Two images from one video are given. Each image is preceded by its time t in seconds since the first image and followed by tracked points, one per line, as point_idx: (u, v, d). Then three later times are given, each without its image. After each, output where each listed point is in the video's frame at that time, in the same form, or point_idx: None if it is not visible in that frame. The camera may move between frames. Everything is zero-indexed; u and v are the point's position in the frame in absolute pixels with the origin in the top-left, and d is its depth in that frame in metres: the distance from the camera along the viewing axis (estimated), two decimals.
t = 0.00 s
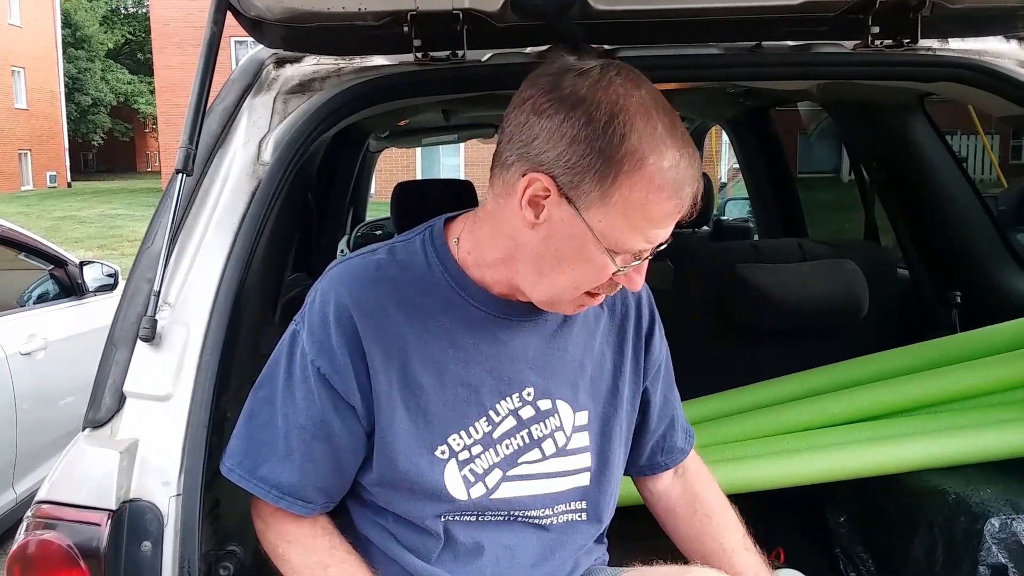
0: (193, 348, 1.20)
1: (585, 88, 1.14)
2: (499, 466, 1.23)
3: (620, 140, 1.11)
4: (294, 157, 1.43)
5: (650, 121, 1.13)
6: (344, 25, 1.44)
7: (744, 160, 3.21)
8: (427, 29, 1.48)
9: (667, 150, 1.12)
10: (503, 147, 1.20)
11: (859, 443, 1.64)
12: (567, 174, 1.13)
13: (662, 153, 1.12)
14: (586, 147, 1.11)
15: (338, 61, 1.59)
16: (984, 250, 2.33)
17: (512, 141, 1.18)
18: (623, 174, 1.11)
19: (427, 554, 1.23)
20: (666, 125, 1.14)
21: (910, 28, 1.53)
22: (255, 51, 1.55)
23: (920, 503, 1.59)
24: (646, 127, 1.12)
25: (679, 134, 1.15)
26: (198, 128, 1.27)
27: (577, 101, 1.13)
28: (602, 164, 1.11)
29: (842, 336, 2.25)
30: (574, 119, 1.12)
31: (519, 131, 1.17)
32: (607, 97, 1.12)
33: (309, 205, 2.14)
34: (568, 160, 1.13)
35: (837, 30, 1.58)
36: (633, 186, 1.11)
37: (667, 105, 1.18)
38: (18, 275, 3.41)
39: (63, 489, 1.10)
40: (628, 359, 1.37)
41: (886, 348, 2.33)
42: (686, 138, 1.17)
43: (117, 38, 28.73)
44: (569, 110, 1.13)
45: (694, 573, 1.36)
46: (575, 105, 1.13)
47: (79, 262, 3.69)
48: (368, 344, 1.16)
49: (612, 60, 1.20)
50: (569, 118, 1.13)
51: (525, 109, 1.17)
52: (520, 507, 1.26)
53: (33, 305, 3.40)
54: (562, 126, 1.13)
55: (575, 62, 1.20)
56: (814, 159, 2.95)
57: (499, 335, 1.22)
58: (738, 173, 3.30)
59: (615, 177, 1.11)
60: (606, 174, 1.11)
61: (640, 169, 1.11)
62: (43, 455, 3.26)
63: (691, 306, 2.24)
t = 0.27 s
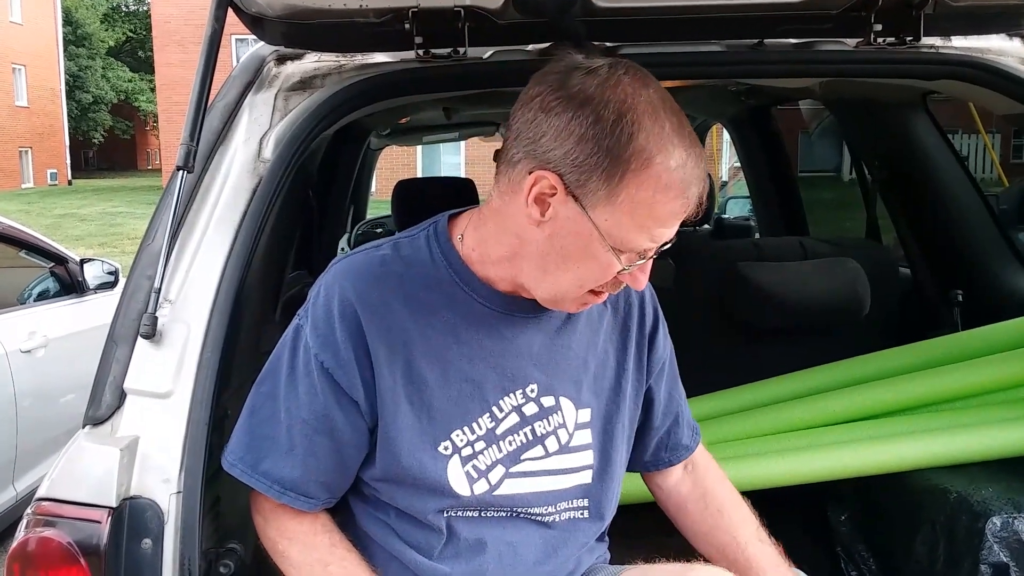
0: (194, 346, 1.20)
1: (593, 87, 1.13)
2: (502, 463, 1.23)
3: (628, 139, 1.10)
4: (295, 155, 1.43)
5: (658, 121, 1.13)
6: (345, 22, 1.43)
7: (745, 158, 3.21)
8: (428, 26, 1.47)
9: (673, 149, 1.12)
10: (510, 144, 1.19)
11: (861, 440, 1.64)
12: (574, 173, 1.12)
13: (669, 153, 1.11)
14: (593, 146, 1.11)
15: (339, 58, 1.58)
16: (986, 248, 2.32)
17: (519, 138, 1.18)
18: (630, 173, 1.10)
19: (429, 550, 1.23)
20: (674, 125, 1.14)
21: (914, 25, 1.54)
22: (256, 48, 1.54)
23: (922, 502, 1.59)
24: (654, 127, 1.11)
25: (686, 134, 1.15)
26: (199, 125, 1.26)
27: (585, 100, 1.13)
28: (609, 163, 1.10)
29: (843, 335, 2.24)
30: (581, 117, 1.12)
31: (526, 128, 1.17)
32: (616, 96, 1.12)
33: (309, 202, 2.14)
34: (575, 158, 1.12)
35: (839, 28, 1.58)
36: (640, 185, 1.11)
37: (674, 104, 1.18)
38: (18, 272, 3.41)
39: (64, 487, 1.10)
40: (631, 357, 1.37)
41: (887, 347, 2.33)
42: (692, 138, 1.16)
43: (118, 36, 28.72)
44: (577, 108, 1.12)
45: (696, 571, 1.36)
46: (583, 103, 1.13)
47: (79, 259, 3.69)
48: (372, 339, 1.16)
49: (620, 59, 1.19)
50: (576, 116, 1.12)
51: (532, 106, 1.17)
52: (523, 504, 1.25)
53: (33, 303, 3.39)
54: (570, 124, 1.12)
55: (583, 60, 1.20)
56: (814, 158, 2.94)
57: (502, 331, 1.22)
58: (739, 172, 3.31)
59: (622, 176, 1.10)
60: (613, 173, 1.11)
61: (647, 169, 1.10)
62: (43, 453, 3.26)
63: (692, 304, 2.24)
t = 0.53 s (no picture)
0: (196, 345, 1.20)
1: (597, 89, 1.13)
2: (506, 461, 1.23)
3: (632, 142, 1.10)
4: (297, 155, 1.43)
5: (662, 123, 1.12)
6: (347, 22, 1.43)
7: (746, 158, 3.21)
8: (429, 25, 1.47)
9: (677, 152, 1.12)
10: (513, 145, 1.19)
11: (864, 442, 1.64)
12: (578, 174, 1.12)
13: (673, 156, 1.12)
14: (597, 148, 1.11)
15: (341, 58, 1.58)
16: (987, 249, 2.32)
17: (522, 140, 1.18)
18: (633, 176, 1.11)
19: (433, 550, 1.23)
20: (678, 127, 1.14)
21: (916, 26, 1.55)
22: (258, 48, 1.54)
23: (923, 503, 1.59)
24: (657, 129, 1.11)
25: (690, 136, 1.15)
26: (200, 125, 1.26)
27: (589, 102, 1.12)
28: (613, 166, 1.10)
29: (844, 335, 2.24)
30: (585, 119, 1.12)
31: (529, 129, 1.17)
32: (620, 99, 1.12)
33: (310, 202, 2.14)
34: (579, 160, 1.12)
35: (841, 28, 1.58)
36: (643, 188, 1.11)
37: (677, 106, 1.18)
38: (18, 271, 3.41)
39: (64, 486, 1.10)
40: (633, 354, 1.36)
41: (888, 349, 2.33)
42: (695, 140, 1.16)
43: (119, 36, 28.74)
44: (580, 111, 1.12)
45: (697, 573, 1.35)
46: (587, 105, 1.12)
47: (79, 259, 3.69)
48: (375, 338, 1.16)
49: (624, 60, 1.19)
50: (580, 118, 1.12)
51: (536, 107, 1.17)
52: (527, 502, 1.25)
53: (34, 302, 3.39)
54: (573, 126, 1.12)
55: (587, 61, 1.19)
56: (815, 159, 2.94)
57: (506, 330, 1.22)
58: (740, 173, 3.32)
59: (626, 178, 1.10)
60: (617, 176, 1.11)
61: (651, 171, 1.11)
62: (43, 452, 3.26)
63: (693, 305, 2.23)
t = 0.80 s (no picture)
0: (195, 342, 1.20)
1: (607, 94, 1.12)
2: (508, 456, 1.23)
3: (641, 150, 1.10)
4: (297, 151, 1.43)
5: (672, 131, 1.12)
6: (347, 19, 1.43)
7: (746, 156, 3.19)
8: (429, 22, 1.47)
9: (685, 161, 1.12)
10: (519, 144, 1.18)
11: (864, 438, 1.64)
12: (586, 180, 1.12)
13: (682, 165, 1.12)
14: (607, 155, 1.11)
15: (341, 55, 1.58)
16: (987, 248, 2.33)
17: (529, 140, 1.17)
18: (641, 184, 1.11)
19: (433, 545, 1.23)
20: (686, 135, 1.14)
21: (916, 24, 1.55)
22: (258, 45, 1.54)
23: (923, 501, 1.59)
24: (667, 138, 1.11)
25: (697, 142, 1.15)
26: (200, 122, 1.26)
27: (599, 108, 1.12)
28: (622, 174, 1.10)
29: (844, 333, 2.24)
30: (595, 125, 1.11)
31: (537, 130, 1.16)
32: (631, 106, 1.11)
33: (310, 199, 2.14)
34: (587, 166, 1.12)
35: (841, 26, 1.58)
36: (651, 196, 1.12)
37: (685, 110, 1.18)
38: (17, 269, 3.41)
39: (65, 483, 1.10)
40: (632, 349, 1.36)
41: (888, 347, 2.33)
42: (702, 146, 1.17)
43: (118, 33, 28.71)
44: (591, 116, 1.11)
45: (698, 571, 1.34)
46: (597, 111, 1.12)
47: (78, 256, 3.69)
48: (377, 332, 1.15)
49: (632, 61, 1.18)
50: (590, 124, 1.11)
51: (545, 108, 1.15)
52: (528, 496, 1.25)
53: (33, 300, 3.39)
54: (583, 132, 1.12)
55: (595, 61, 1.18)
56: (815, 157, 2.94)
57: (507, 324, 1.22)
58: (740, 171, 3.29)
59: (634, 186, 1.11)
60: (625, 183, 1.11)
61: (659, 180, 1.11)
62: (42, 449, 3.26)
63: (693, 303, 2.23)
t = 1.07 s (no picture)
0: (193, 340, 1.19)
1: (633, 114, 1.12)
2: (511, 452, 1.24)
3: (665, 173, 1.12)
4: (295, 150, 1.43)
5: (692, 153, 1.14)
6: (345, 17, 1.43)
7: (744, 156, 3.20)
8: (428, 21, 1.47)
9: (702, 182, 1.15)
10: (537, 154, 1.17)
11: (866, 438, 1.64)
12: (608, 198, 1.12)
13: (699, 186, 1.15)
14: (631, 175, 1.11)
15: (338, 54, 1.58)
16: (984, 248, 2.33)
17: (548, 151, 1.16)
18: (661, 204, 1.13)
19: (437, 545, 1.23)
20: (703, 156, 1.16)
21: (914, 24, 1.55)
22: (256, 43, 1.54)
23: (920, 501, 1.59)
24: (689, 160, 1.13)
25: (711, 162, 1.18)
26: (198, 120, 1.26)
27: (625, 127, 1.12)
28: (645, 195, 1.12)
29: (841, 333, 2.24)
30: (621, 145, 1.11)
31: (557, 143, 1.15)
32: (657, 128, 1.12)
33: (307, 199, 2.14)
34: (610, 184, 1.12)
35: (838, 26, 1.58)
36: (668, 215, 1.14)
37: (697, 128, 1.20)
38: (13, 268, 3.40)
39: (62, 482, 1.09)
40: (625, 344, 1.40)
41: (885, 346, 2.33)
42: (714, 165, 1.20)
43: (114, 32, 28.66)
44: (616, 136, 1.12)
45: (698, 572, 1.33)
46: (623, 130, 1.12)
47: (75, 255, 3.68)
48: (382, 333, 1.15)
49: (651, 75, 1.18)
50: (616, 144, 1.11)
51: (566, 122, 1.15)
52: (529, 491, 1.27)
53: (29, 298, 3.38)
54: (607, 151, 1.12)
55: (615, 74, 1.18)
56: (812, 157, 2.95)
57: (510, 322, 1.23)
58: (736, 171, 3.29)
59: (654, 207, 1.13)
60: (647, 204, 1.13)
61: (679, 202, 1.13)
62: (38, 449, 3.25)
63: (690, 302, 2.24)
